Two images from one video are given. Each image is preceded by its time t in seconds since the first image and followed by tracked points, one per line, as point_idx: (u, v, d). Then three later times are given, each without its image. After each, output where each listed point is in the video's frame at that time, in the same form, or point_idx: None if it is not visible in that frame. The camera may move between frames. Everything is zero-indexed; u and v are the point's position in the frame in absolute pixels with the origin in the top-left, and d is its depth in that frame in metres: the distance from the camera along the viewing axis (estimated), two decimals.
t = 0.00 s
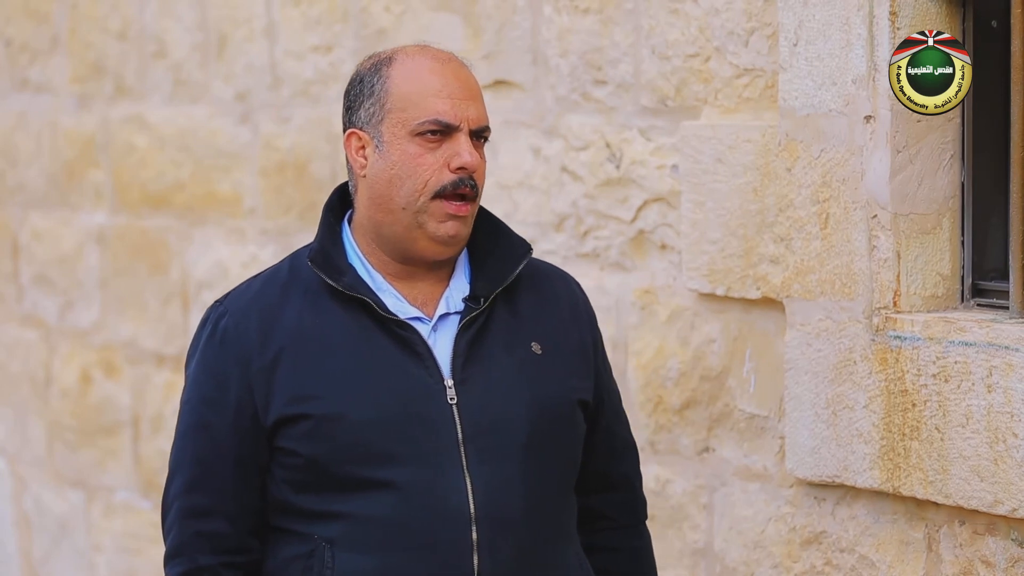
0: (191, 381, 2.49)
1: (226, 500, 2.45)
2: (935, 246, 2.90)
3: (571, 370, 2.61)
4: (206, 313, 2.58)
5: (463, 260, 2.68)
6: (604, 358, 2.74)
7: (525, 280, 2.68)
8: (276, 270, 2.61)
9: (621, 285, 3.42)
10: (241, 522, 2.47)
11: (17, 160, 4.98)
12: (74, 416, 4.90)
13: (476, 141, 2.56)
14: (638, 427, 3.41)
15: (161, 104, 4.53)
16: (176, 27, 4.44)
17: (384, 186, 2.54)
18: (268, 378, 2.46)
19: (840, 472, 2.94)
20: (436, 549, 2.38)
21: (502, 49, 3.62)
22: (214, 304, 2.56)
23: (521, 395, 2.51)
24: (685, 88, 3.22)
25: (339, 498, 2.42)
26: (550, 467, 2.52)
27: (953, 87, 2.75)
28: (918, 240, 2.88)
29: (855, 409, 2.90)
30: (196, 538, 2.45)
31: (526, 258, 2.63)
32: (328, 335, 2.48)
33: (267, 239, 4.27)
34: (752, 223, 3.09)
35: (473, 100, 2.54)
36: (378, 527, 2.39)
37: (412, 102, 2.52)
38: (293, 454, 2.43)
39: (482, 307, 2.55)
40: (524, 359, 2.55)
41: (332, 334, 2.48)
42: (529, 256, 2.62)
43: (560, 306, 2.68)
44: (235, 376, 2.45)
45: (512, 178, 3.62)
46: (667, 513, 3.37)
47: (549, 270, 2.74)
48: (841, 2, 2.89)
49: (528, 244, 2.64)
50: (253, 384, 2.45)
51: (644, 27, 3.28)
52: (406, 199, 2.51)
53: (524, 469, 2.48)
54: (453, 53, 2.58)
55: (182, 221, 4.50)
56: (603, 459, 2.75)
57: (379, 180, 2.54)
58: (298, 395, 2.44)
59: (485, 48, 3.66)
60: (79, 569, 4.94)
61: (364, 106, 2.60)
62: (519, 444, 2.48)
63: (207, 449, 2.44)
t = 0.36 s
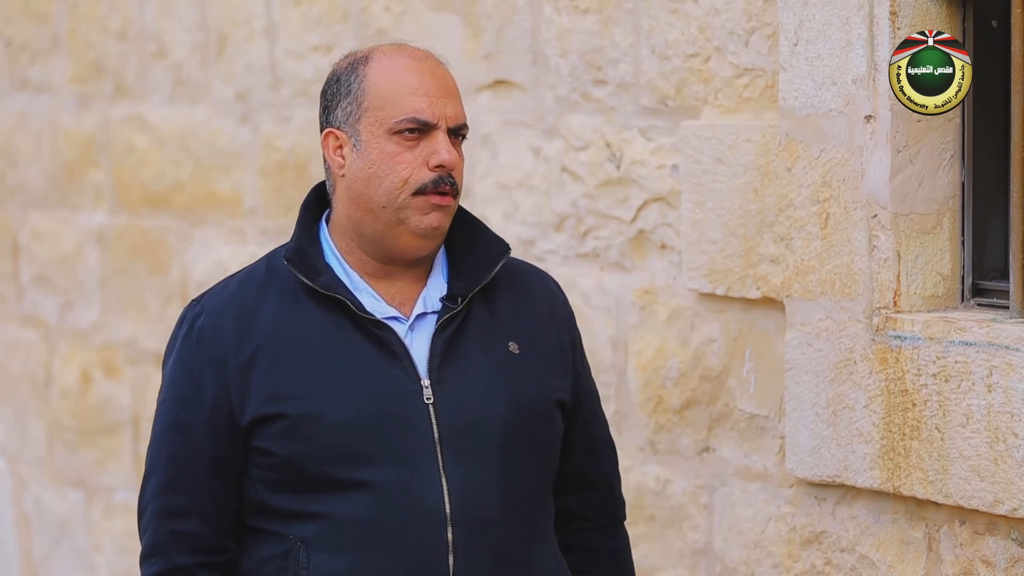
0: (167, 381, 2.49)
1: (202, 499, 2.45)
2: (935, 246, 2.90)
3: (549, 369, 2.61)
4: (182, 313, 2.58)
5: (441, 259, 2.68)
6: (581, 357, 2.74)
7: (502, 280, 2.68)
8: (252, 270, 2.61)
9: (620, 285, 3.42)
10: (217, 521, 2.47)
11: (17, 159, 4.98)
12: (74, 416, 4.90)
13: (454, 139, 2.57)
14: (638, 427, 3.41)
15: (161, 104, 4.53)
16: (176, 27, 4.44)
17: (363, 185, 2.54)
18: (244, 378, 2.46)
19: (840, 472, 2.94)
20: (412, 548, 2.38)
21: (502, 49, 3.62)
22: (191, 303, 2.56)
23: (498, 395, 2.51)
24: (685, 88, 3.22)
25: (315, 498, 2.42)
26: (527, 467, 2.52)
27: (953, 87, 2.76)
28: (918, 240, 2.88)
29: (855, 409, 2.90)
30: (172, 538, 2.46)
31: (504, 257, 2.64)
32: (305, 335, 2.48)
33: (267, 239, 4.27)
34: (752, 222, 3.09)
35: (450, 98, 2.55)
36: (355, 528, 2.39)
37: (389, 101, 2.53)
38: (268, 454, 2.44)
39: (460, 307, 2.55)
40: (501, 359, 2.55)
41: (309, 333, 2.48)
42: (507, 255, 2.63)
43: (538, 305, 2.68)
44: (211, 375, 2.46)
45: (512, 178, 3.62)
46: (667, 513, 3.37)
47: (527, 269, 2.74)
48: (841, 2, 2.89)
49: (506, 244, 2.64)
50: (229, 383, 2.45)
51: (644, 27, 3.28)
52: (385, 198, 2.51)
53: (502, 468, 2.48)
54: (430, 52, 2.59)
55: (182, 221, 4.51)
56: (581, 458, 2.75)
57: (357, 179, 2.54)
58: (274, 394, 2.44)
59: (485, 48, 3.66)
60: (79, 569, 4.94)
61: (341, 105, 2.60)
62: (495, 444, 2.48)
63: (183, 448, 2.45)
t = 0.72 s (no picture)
0: (145, 381, 2.49)
1: (178, 501, 2.45)
2: (935, 246, 2.90)
3: (529, 369, 2.61)
4: (161, 313, 2.58)
5: (420, 259, 2.68)
6: (563, 357, 2.73)
7: (483, 279, 2.68)
8: (231, 269, 2.60)
9: (621, 285, 3.42)
10: (194, 522, 2.47)
11: (17, 159, 4.97)
12: (74, 416, 4.90)
13: (433, 134, 2.56)
14: (638, 427, 3.41)
15: (160, 104, 4.53)
16: (176, 27, 4.44)
17: (343, 184, 2.53)
18: (222, 379, 2.46)
19: (840, 472, 2.94)
20: (388, 549, 2.39)
21: (502, 49, 3.62)
22: (170, 304, 2.56)
23: (478, 395, 2.51)
24: (685, 87, 3.22)
25: (294, 499, 2.42)
26: (506, 468, 2.52)
27: (953, 87, 2.76)
28: (918, 240, 2.88)
29: (855, 409, 2.90)
30: (149, 539, 2.46)
31: (484, 257, 2.64)
32: (283, 335, 2.48)
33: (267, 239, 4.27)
34: (752, 222, 3.09)
35: (427, 94, 2.55)
36: (332, 529, 2.39)
37: (366, 99, 2.52)
38: (246, 454, 2.44)
39: (439, 307, 2.55)
40: (480, 359, 2.55)
41: (288, 334, 2.48)
42: (487, 254, 2.63)
43: (518, 304, 2.67)
44: (188, 376, 2.46)
45: (512, 178, 3.62)
46: (667, 512, 3.37)
47: (508, 269, 2.74)
48: (841, 2, 2.89)
49: (486, 244, 2.64)
50: (206, 384, 2.45)
51: (644, 27, 3.28)
52: (366, 196, 2.51)
53: (481, 468, 2.48)
54: (404, 48, 2.58)
55: (181, 221, 4.51)
56: (562, 459, 2.75)
57: (337, 178, 2.54)
58: (252, 395, 2.44)
59: (485, 47, 3.66)
60: (79, 569, 4.93)
61: (317, 105, 2.59)
62: (474, 444, 2.48)
63: (160, 449, 2.45)
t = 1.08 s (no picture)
0: (129, 388, 2.50)
1: (160, 507, 2.46)
2: (935, 246, 2.90)
3: (512, 367, 2.61)
4: (144, 319, 2.58)
5: (402, 259, 2.68)
6: (547, 355, 2.73)
7: (464, 277, 2.68)
8: (212, 274, 2.60)
9: (621, 285, 3.42)
10: (178, 526, 2.48)
11: (17, 159, 4.97)
12: (74, 416, 4.90)
13: (412, 145, 2.56)
14: (638, 427, 3.41)
15: (160, 104, 4.53)
16: (176, 27, 4.44)
17: (319, 190, 2.54)
18: (203, 383, 2.46)
19: (840, 471, 2.95)
20: (370, 550, 2.39)
21: (502, 49, 3.62)
22: (152, 309, 2.56)
23: (460, 394, 2.51)
24: (686, 87, 3.22)
25: (276, 500, 2.42)
26: (490, 467, 2.52)
27: (953, 87, 2.76)
28: (918, 240, 2.88)
29: (855, 409, 2.90)
30: (134, 545, 2.48)
31: (464, 255, 2.63)
32: (263, 339, 2.48)
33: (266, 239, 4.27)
34: (752, 222, 3.10)
35: (408, 105, 2.54)
36: (313, 532, 2.39)
37: (346, 107, 2.52)
38: (227, 458, 2.44)
39: (419, 306, 2.54)
40: (461, 358, 2.55)
41: (267, 337, 2.48)
42: (467, 254, 2.62)
43: (501, 301, 2.67)
44: (169, 381, 2.46)
45: (512, 178, 3.62)
46: (668, 512, 3.37)
47: (492, 267, 2.74)
48: (841, 2, 2.89)
49: (467, 242, 2.63)
50: (187, 388, 2.46)
51: (644, 27, 3.28)
52: (341, 204, 2.51)
53: (464, 467, 2.48)
54: (389, 57, 2.58)
55: (181, 221, 4.51)
56: (549, 457, 2.75)
57: (314, 184, 2.55)
58: (231, 398, 2.44)
59: (484, 47, 3.66)
60: (79, 570, 4.93)
61: (298, 108, 2.60)
62: (455, 443, 2.48)
63: (143, 455, 2.46)
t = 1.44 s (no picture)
0: (129, 386, 2.50)
1: (160, 506, 2.46)
2: (935, 246, 2.89)
3: (512, 367, 2.61)
4: (144, 318, 2.58)
5: (402, 259, 2.68)
6: (548, 355, 2.73)
7: (465, 277, 2.68)
8: (212, 273, 2.60)
9: (621, 285, 3.42)
10: (177, 526, 2.48)
11: (17, 159, 4.97)
12: (74, 416, 4.90)
13: (414, 141, 2.56)
14: (638, 427, 3.41)
15: (160, 104, 4.53)
16: (176, 27, 4.44)
17: (321, 187, 2.54)
18: (204, 382, 2.46)
19: (840, 472, 2.95)
20: (371, 552, 2.38)
21: (502, 49, 3.62)
22: (152, 308, 2.56)
23: (461, 394, 2.51)
24: (686, 87, 3.22)
25: (277, 502, 2.42)
26: (491, 468, 2.52)
27: (953, 87, 2.76)
28: (918, 240, 2.88)
29: (855, 409, 2.90)
30: (132, 544, 2.48)
31: (465, 255, 2.63)
32: (265, 339, 2.48)
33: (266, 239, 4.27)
34: (752, 222, 3.10)
35: (410, 101, 2.54)
36: (313, 534, 2.39)
37: (348, 104, 2.53)
38: (228, 458, 2.44)
39: (420, 306, 2.55)
40: (463, 358, 2.55)
41: (269, 337, 2.48)
42: (468, 253, 2.62)
43: (501, 301, 2.67)
44: (170, 380, 2.46)
45: (512, 178, 3.62)
46: (668, 512, 3.37)
47: (492, 267, 2.74)
48: (841, 2, 2.89)
49: (466, 242, 2.64)
50: (188, 388, 2.46)
51: (644, 27, 3.28)
52: (343, 201, 2.51)
53: (464, 467, 2.48)
54: (390, 54, 2.58)
55: (181, 221, 4.51)
56: (549, 457, 2.75)
57: (316, 181, 2.54)
58: (232, 398, 2.44)
59: (484, 47, 3.66)
60: (79, 570, 4.93)
61: (299, 107, 2.60)
62: (456, 443, 2.48)
63: (143, 454, 2.46)
